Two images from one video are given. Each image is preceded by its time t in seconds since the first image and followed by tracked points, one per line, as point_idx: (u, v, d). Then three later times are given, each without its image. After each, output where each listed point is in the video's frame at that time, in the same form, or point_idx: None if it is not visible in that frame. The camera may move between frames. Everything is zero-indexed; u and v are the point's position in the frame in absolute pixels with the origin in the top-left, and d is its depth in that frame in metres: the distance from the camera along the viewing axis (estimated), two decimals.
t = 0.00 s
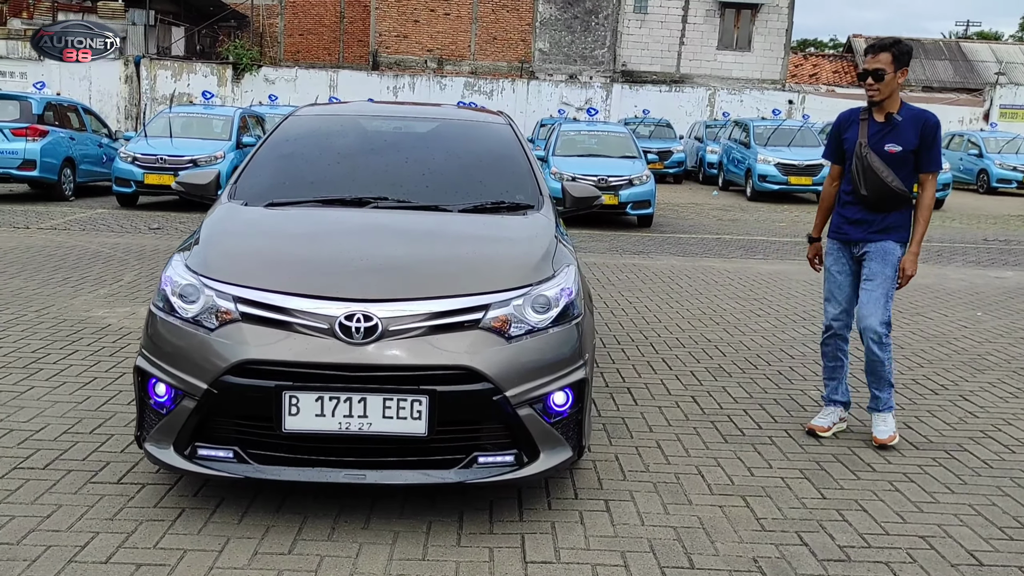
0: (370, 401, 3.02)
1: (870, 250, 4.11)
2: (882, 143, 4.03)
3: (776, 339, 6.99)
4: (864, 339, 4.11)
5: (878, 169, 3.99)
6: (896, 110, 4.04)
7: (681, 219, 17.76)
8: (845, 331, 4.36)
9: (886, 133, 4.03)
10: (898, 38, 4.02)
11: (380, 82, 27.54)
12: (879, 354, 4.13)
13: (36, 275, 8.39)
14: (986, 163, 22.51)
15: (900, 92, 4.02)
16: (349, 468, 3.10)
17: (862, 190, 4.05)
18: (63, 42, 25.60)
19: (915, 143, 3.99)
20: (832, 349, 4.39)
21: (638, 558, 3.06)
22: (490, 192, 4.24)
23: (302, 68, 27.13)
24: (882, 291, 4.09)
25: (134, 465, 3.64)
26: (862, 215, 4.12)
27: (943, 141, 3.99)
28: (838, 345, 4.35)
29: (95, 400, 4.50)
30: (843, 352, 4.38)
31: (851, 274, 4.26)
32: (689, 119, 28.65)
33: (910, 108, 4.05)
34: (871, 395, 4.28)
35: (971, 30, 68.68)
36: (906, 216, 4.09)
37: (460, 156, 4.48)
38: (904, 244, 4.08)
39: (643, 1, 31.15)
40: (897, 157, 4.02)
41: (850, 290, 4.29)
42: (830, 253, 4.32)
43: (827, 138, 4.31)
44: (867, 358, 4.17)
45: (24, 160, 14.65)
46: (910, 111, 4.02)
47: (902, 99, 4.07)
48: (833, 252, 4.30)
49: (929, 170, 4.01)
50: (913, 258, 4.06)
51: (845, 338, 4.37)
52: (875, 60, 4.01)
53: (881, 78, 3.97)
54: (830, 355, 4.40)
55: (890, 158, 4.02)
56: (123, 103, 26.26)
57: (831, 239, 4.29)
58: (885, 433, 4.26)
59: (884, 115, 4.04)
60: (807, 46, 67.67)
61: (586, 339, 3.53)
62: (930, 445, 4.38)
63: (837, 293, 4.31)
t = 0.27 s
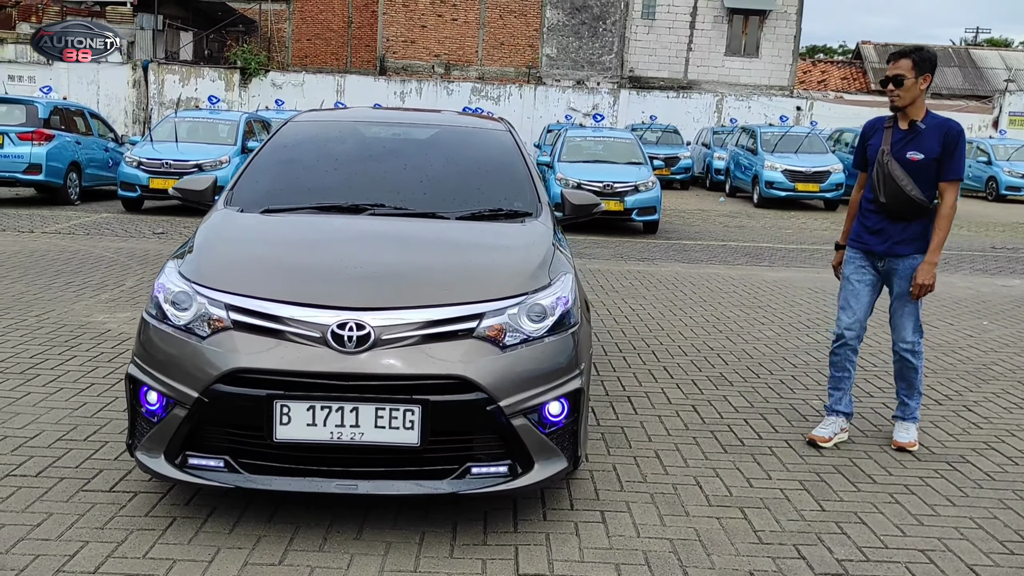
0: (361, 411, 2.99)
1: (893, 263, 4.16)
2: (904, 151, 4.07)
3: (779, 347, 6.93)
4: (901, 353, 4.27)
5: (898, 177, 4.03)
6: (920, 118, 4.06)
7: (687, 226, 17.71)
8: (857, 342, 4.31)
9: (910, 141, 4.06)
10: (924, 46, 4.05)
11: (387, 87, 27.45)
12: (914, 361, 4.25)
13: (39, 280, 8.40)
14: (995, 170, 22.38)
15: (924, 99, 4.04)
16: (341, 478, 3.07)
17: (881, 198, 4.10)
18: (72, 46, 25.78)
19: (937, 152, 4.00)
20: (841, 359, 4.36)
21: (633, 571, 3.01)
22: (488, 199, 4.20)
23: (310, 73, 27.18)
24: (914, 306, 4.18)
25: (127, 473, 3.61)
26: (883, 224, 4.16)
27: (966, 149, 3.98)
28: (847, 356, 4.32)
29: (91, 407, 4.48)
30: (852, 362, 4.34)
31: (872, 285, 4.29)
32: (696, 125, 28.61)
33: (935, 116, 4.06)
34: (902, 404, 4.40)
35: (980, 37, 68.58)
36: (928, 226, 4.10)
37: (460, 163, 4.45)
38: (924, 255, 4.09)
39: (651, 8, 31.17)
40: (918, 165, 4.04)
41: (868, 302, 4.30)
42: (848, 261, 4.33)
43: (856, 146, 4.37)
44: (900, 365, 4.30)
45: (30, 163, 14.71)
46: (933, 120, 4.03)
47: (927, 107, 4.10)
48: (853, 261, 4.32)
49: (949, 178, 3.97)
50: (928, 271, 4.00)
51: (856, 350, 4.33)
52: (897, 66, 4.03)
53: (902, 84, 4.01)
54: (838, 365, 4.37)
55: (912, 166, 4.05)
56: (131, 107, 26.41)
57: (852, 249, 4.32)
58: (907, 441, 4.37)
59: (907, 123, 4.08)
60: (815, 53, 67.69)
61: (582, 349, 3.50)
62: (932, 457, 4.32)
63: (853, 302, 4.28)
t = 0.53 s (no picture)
0: (369, 430, 2.97)
1: (926, 284, 4.09)
2: (939, 172, 4.00)
3: (801, 368, 6.82)
4: (934, 374, 4.21)
5: (932, 199, 3.97)
6: (958, 139, 3.99)
7: (712, 243, 17.58)
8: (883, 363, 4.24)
9: (945, 163, 3.99)
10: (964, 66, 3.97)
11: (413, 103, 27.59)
12: (945, 384, 4.19)
13: (64, 293, 8.49)
14: None
15: (962, 121, 3.96)
16: (348, 498, 3.04)
17: (914, 219, 4.04)
18: (104, 62, 26.25)
19: (974, 175, 3.92)
20: (865, 378, 4.29)
21: None
22: (503, 217, 4.18)
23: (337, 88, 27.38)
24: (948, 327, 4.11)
25: (138, 489, 3.61)
26: (916, 245, 4.09)
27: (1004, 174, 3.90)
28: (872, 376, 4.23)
29: (107, 421, 4.49)
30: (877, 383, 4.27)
31: (901, 304, 4.22)
32: (722, 141, 28.48)
33: (974, 138, 3.99)
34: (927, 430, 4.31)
35: (1012, 54, 67.88)
36: (963, 248, 4.04)
37: (476, 180, 4.43)
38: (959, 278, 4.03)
39: (678, 24, 31.14)
40: (953, 187, 3.97)
41: (895, 322, 4.22)
42: (881, 281, 4.29)
43: (888, 162, 4.31)
44: (931, 388, 4.23)
45: (59, 177, 14.93)
46: (971, 142, 3.96)
47: (965, 128, 4.02)
48: (886, 279, 4.26)
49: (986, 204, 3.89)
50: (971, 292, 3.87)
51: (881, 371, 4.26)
52: (935, 86, 3.98)
53: (939, 104, 3.95)
54: (862, 384, 4.30)
55: (947, 188, 3.98)
56: (161, 122, 26.81)
57: (886, 267, 4.26)
58: (929, 467, 4.26)
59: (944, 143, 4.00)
60: (844, 69, 67.34)
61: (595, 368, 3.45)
62: (956, 483, 4.22)
63: (881, 320, 4.23)
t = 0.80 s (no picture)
0: (378, 444, 2.96)
1: (930, 298, 4.11)
2: (941, 185, 4.01)
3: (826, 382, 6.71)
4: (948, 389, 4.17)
5: (932, 212, 4.00)
6: (961, 151, 4.00)
7: (739, 255, 17.44)
8: (877, 373, 4.28)
9: (947, 175, 4.00)
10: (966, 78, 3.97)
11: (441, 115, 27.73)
12: (961, 402, 4.13)
13: (91, 305, 8.59)
14: None
15: (964, 133, 3.97)
16: (356, 512, 3.03)
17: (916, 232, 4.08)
18: (138, 77, 26.71)
19: (976, 187, 3.92)
20: (856, 388, 4.33)
21: None
22: (517, 230, 4.17)
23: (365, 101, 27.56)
24: (952, 341, 4.09)
25: (152, 501, 3.63)
26: (919, 258, 4.12)
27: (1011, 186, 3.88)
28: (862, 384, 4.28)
29: (126, 432, 4.53)
30: (868, 392, 4.30)
31: (903, 316, 4.25)
32: (751, 152, 28.30)
33: (978, 150, 3.98)
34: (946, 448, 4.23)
35: None
36: (970, 261, 4.04)
37: (491, 192, 4.44)
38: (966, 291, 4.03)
39: (706, 35, 30.96)
40: (955, 200, 3.98)
41: (896, 334, 4.25)
42: (887, 295, 4.33)
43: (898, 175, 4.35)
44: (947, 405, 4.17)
45: (91, 191, 15.17)
46: (973, 154, 3.96)
47: (970, 139, 4.02)
48: (891, 293, 4.30)
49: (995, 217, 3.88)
50: (1002, 313, 4.01)
51: (874, 380, 4.30)
52: (936, 98, 3.99)
53: (939, 116, 3.96)
54: (853, 392, 4.34)
55: (949, 200, 3.99)
56: (193, 135, 27.21)
57: (893, 281, 4.29)
58: (953, 485, 4.16)
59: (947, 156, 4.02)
60: (875, 79, 66.85)
61: (607, 382, 3.42)
62: (981, 502, 4.12)
63: (880, 331, 4.27)
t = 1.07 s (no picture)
0: (390, 459, 2.95)
1: (908, 303, 4.04)
2: (918, 190, 3.97)
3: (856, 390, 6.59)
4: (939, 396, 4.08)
5: (907, 216, 3.98)
6: (939, 156, 3.95)
7: (771, 262, 17.26)
8: (873, 383, 4.24)
9: (924, 180, 3.96)
10: (944, 83, 3.94)
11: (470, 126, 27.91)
12: (959, 406, 4.04)
13: (124, 319, 8.73)
14: None
15: (942, 137, 3.93)
16: (369, 527, 3.02)
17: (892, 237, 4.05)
18: (174, 94, 27.21)
19: (951, 191, 3.87)
20: (856, 398, 4.29)
21: None
22: (533, 241, 4.15)
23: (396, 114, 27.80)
24: (935, 347, 4.01)
25: (172, 515, 3.66)
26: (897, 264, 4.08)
27: (986, 191, 3.81)
28: (860, 395, 4.25)
29: (149, 446, 4.58)
30: (869, 402, 4.26)
31: (887, 323, 4.19)
32: (784, 158, 28.04)
33: (957, 155, 3.92)
34: (965, 452, 4.12)
35: None
36: (947, 266, 3.97)
37: (507, 204, 4.42)
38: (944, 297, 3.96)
39: (736, 42, 30.92)
40: (930, 206, 3.93)
41: (881, 340, 4.20)
42: (872, 301, 4.28)
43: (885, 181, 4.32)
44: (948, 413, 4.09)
45: (126, 206, 15.44)
46: (951, 158, 3.91)
47: (951, 144, 3.97)
48: (875, 299, 4.26)
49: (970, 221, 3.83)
50: (978, 316, 3.90)
51: (873, 389, 4.25)
52: (913, 103, 3.97)
53: (915, 121, 3.94)
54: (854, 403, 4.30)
55: (924, 206, 3.95)
56: (228, 150, 27.64)
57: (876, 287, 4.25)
58: (984, 498, 4.06)
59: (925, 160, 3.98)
60: (911, 81, 66.24)
61: (622, 394, 3.38)
62: (1014, 515, 4.00)
63: (865, 337, 4.22)
